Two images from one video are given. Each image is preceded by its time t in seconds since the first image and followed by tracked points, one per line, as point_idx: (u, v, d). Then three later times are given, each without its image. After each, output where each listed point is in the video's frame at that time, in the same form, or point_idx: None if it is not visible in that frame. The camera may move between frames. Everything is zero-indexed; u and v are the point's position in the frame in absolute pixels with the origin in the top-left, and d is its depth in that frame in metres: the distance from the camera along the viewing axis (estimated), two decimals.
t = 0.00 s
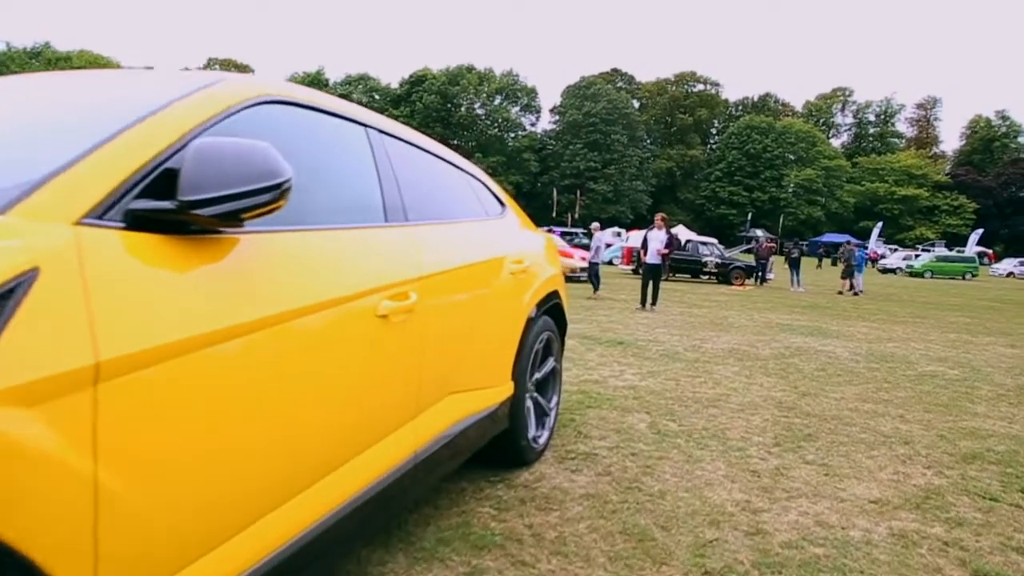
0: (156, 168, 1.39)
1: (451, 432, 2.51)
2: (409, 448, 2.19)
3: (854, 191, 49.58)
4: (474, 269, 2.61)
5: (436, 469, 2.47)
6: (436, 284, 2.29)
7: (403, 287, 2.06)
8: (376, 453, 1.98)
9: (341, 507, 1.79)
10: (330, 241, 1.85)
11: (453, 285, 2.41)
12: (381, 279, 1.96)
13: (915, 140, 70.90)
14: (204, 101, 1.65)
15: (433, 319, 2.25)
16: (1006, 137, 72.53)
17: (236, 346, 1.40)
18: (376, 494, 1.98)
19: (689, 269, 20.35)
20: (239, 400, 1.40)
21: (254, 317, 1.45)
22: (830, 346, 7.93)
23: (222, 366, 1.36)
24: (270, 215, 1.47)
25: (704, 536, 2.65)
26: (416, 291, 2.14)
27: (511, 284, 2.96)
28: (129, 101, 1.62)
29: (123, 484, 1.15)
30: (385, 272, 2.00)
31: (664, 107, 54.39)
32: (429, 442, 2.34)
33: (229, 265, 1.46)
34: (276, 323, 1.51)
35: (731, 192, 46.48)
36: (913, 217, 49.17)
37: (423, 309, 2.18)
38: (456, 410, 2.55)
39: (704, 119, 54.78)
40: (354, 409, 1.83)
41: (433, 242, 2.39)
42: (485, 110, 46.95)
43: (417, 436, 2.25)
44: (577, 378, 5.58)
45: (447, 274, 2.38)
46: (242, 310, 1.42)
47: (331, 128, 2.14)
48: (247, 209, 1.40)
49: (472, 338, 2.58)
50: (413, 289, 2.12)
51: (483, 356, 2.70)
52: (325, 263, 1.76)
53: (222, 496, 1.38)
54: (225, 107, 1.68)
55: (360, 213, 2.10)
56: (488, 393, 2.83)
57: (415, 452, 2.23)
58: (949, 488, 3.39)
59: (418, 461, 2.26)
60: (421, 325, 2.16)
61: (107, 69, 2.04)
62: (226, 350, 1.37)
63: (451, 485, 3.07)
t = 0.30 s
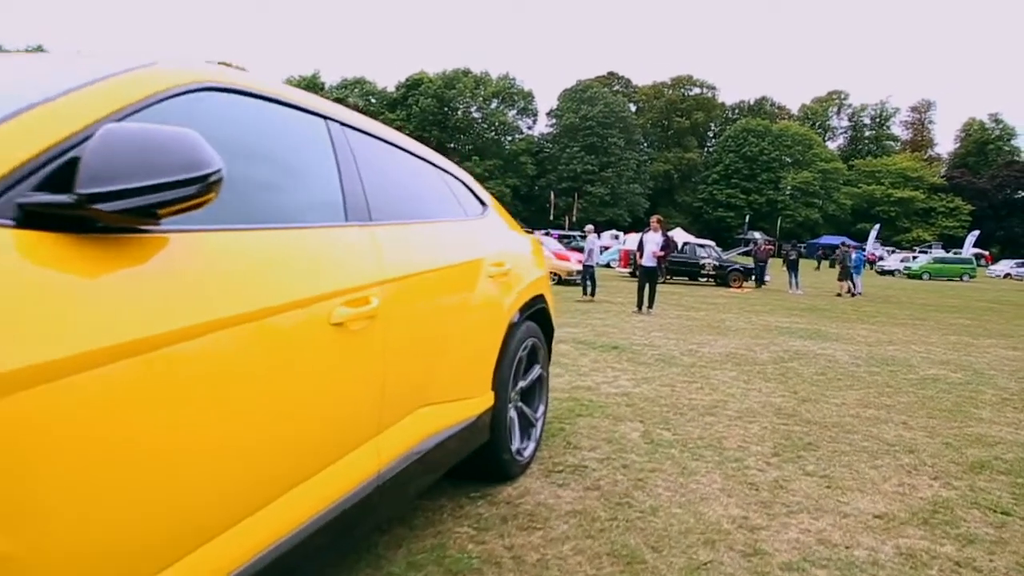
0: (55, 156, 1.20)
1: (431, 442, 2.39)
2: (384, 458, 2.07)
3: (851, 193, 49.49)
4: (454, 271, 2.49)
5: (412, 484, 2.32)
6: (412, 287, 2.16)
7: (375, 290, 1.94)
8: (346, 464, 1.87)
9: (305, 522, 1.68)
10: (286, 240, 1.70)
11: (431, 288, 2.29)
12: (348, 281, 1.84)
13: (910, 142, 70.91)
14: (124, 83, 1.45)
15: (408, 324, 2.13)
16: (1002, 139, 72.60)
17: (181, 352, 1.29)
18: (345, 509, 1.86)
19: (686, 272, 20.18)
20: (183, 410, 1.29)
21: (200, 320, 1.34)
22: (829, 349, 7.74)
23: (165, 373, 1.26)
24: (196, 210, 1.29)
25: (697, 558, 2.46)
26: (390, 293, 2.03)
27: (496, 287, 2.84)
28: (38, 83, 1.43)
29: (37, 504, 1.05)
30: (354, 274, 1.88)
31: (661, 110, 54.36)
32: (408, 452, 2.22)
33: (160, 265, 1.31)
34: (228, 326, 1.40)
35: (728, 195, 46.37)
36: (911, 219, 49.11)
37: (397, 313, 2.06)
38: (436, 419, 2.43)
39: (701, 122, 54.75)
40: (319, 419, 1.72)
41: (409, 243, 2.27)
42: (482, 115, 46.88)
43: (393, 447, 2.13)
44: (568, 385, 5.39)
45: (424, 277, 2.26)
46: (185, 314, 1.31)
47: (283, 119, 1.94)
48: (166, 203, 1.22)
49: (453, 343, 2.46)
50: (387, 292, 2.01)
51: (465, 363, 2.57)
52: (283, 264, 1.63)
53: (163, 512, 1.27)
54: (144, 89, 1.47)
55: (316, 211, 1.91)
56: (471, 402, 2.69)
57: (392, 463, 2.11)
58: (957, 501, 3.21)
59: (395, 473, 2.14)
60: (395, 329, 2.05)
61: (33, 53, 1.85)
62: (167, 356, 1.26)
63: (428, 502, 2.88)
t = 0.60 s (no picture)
0: None
1: (409, 448, 2.29)
2: (356, 465, 1.99)
3: (852, 194, 49.33)
4: (432, 270, 2.40)
5: (382, 497, 2.19)
6: (385, 285, 2.08)
7: (344, 289, 1.86)
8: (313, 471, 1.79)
9: (267, 533, 1.60)
10: (237, 237, 1.60)
11: (407, 286, 2.20)
12: (312, 279, 1.75)
13: (911, 142, 70.75)
14: (35, 60, 1.33)
15: (381, 324, 2.05)
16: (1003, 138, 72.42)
17: (127, 351, 1.23)
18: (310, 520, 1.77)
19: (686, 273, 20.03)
20: (125, 416, 1.22)
21: (140, 319, 1.25)
22: (829, 350, 7.59)
23: (102, 377, 1.18)
24: (107, 199, 1.16)
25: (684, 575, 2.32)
26: (361, 292, 1.94)
27: (479, 286, 2.74)
28: None
29: None
30: (320, 272, 1.79)
31: (661, 111, 54.25)
32: (384, 458, 2.13)
33: (78, 261, 1.20)
34: (174, 325, 1.32)
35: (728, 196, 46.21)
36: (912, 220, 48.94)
37: (369, 313, 1.98)
38: (414, 423, 2.33)
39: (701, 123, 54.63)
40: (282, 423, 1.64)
41: (381, 240, 2.17)
42: (482, 117, 46.82)
43: (367, 453, 2.04)
44: (561, 389, 5.25)
45: (399, 275, 2.18)
46: (122, 312, 1.22)
47: (232, 108, 1.83)
48: (67, 190, 1.09)
49: (431, 344, 2.37)
50: (357, 291, 1.93)
51: (445, 365, 2.48)
52: (241, 260, 1.56)
53: (106, 519, 1.20)
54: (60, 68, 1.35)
55: (266, 205, 1.78)
56: (449, 408, 2.57)
57: (365, 470, 2.03)
58: (961, 509, 3.06)
59: (368, 481, 2.05)
60: (367, 329, 1.97)
61: None
62: (105, 357, 1.18)
63: (403, 515, 2.75)
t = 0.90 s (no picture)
0: None
1: (382, 454, 2.19)
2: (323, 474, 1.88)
3: (856, 193, 49.04)
4: (407, 268, 2.30)
5: (354, 507, 2.07)
6: (353, 283, 1.98)
7: (306, 287, 1.76)
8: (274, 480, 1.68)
9: (228, 542, 1.52)
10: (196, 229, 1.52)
11: (378, 285, 2.11)
12: (270, 276, 1.65)
13: (916, 141, 70.36)
14: None
15: (349, 325, 1.95)
16: (1009, 138, 71.92)
17: (84, 344, 1.17)
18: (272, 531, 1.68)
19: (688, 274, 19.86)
20: (68, 416, 1.15)
21: (76, 314, 1.16)
22: (832, 351, 7.44)
23: (55, 371, 1.12)
24: (6, 182, 1.04)
25: None
26: (326, 290, 1.85)
27: (461, 284, 2.64)
28: None
29: None
30: (279, 268, 1.69)
31: (664, 112, 54.06)
32: (354, 465, 2.03)
33: (12, 251, 1.12)
34: (110, 323, 1.22)
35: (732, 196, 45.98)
36: (916, 219, 48.58)
37: (335, 313, 1.88)
38: (387, 428, 2.22)
39: (704, 123, 54.45)
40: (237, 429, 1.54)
41: (351, 236, 2.07)
42: (484, 117, 46.75)
43: (335, 460, 1.94)
44: (554, 391, 5.11)
45: (369, 273, 2.08)
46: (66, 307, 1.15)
47: (210, 100, 1.79)
48: None
49: (407, 345, 2.27)
50: (321, 289, 1.83)
51: (421, 367, 2.37)
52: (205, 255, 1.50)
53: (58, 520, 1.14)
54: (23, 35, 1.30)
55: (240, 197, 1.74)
56: (426, 413, 2.46)
57: (333, 477, 1.92)
58: (968, 518, 2.92)
59: (337, 490, 1.95)
60: (332, 329, 1.87)
61: None
62: (47, 355, 1.11)
63: (381, 524, 2.62)
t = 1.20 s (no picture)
0: None
1: (347, 464, 2.01)
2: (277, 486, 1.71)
3: (865, 192, 48.56)
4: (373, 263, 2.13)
5: (313, 521, 1.91)
6: (309, 279, 1.80)
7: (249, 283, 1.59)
8: (214, 495, 1.52)
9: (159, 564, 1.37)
10: (127, 222, 1.39)
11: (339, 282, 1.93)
12: (209, 271, 1.49)
13: (926, 140, 69.64)
14: None
15: (303, 325, 1.77)
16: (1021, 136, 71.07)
17: None
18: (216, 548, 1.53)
19: (693, 273, 19.60)
20: None
21: None
22: (839, 353, 7.21)
23: None
24: None
25: None
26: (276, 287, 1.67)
27: (435, 283, 2.46)
28: None
29: None
30: (218, 262, 1.53)
31: (671, 110, 53.63)
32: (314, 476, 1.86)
33: None
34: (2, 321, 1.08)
35: (739, 195, 45.58)
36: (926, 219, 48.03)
37: (287, 310, 1.71)
38: (352, 436, 2.05)
39: (711, 121, 54.01)
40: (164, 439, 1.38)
41: (307, 229, 1.91)
42: (489, 116, 46.52)
43: (291, 471, 1.77)
44: (547, 394, 4.92)
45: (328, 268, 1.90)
46: None
47: (199, 95, 1.78)
48: None
49: (372, 347, 2.09)
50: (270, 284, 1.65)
51: (390, 370, 2.19)
52: (131, 248, 1.35)
53: None
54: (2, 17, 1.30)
55: (210, 189, 1.68)
56: (398, 420, 2.28)
57: (290, 490, 1.75)
58: (983, 537, 2.72)
59: (297, 502, 1.79)
60: (283, 329, 1.69)
61: None
62: None
63: (349, 538, 2.45)
